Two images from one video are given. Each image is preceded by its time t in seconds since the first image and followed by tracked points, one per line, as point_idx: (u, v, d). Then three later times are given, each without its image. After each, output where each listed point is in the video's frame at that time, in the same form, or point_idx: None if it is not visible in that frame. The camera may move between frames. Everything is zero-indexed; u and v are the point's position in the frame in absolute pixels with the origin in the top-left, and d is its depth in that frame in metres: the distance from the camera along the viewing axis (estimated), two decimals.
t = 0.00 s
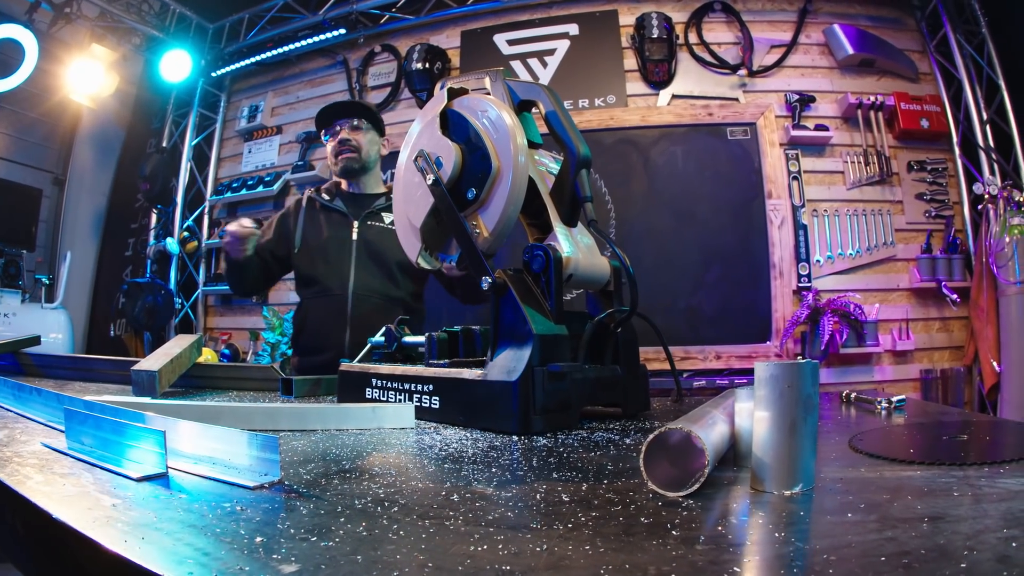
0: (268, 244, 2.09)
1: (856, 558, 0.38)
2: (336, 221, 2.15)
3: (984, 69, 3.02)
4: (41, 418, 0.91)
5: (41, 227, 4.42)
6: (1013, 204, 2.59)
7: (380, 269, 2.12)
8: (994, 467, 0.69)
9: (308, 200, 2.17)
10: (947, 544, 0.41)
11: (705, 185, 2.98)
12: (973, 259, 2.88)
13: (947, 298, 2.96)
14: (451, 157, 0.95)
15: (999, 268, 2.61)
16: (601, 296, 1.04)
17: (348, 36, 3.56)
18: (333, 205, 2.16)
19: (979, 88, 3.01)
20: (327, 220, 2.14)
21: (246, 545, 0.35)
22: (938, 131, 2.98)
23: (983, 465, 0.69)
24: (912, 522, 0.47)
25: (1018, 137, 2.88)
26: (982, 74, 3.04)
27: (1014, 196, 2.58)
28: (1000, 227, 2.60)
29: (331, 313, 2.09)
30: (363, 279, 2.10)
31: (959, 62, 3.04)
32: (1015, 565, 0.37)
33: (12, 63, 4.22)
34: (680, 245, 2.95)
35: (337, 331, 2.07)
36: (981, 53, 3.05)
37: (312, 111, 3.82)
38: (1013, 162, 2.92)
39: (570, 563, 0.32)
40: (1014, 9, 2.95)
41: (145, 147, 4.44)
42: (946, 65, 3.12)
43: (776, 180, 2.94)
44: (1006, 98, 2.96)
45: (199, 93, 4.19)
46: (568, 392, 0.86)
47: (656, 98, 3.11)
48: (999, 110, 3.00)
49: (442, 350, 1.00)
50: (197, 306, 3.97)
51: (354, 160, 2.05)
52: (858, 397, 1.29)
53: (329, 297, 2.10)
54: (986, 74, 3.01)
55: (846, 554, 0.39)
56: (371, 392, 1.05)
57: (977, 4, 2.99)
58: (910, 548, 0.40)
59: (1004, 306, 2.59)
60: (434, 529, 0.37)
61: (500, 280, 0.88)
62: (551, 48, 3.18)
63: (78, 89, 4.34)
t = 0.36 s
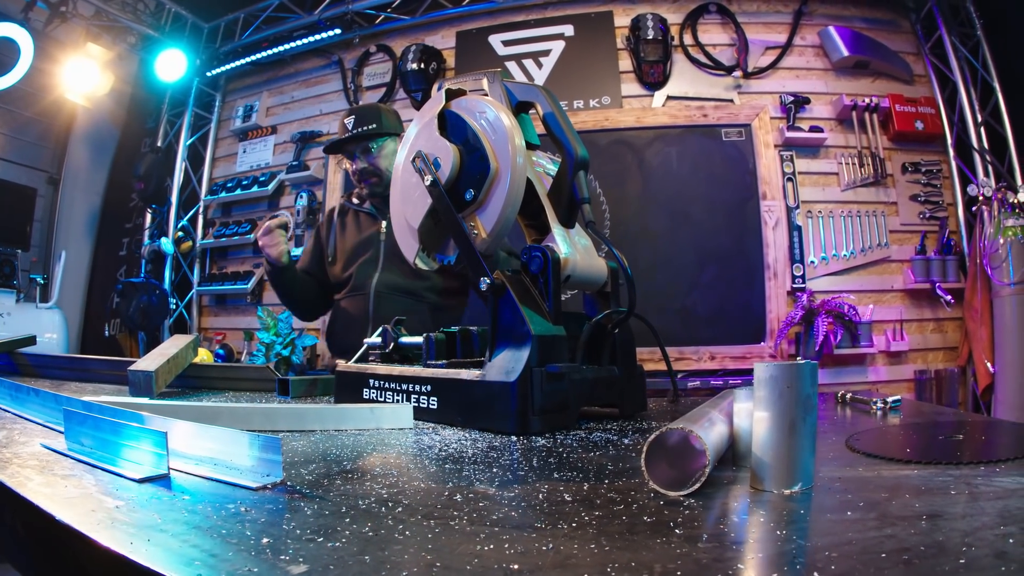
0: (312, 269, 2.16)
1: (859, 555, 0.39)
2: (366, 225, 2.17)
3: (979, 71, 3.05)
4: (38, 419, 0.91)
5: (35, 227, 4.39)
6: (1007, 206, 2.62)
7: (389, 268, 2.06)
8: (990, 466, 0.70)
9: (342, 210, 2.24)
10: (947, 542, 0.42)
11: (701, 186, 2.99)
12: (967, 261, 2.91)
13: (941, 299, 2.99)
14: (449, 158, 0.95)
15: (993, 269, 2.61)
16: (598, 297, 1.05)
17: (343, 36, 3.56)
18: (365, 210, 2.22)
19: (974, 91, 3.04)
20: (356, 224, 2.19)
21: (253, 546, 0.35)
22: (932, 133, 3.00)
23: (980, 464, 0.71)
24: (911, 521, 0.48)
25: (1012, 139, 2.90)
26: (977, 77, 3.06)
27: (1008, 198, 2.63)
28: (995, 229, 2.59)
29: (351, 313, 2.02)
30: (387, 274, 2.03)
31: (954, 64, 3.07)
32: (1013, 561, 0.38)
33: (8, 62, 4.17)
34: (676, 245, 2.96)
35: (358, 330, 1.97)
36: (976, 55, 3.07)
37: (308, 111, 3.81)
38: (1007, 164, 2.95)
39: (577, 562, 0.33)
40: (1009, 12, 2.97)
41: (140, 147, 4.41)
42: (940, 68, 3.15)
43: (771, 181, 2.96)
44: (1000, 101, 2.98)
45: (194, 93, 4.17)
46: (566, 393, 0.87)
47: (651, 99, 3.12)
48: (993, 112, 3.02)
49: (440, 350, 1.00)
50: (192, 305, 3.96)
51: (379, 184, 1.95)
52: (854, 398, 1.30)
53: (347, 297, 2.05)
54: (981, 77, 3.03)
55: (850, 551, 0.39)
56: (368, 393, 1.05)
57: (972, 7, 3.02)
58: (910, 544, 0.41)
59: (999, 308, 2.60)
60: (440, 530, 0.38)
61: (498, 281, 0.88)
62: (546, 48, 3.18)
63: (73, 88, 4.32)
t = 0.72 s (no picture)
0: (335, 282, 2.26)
1: (857, 552, 0.40)
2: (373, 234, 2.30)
3: (974, 73, 3.08)
4: (39, 420, 0.94)
5: (31, 227, 4.36)
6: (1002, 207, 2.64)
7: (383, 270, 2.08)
8: (985, 465, 0.71)
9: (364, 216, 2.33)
10: (944, 538, 0.43)
11: (696, 188, 3.01)
12: (961, 262, 2.93)
13: (935, 300, 3.02)
14: (448, 160, 0.96)
15: (988, 270, 2.64)
16: (596, 298, 1.06)
17: (339, 36, 3.55)
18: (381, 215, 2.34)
19: (970, 93, 3.06)
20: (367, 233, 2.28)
21: (262, 548, 0.36)
22: (927, 135, 3.02)
23: (974, 463, 0.72)
24: (910, 518, 0.49)
25: (1008, 141, 2.93)
26: (973, 79, 3.09)
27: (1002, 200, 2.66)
28: (989, 230, 2.64)
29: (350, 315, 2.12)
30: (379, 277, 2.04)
31: (949, 66, 3.09)
32: (1007, 556, 0.39)
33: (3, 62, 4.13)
34: (672, 247, 2.98)
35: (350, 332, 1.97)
36: (971, 58, 3.11)
37: (305, 111, 3.79)
38: (1002, 166, 2.97)
39: (582, 561, 0.34)
40: (1006, 13, 2.99)
41: (135, 146, 4.37)
42: (936, 70, 3.17)
43: (766, 183, 2.98)
44: (995, 102, 3.02)
45: (190, 93, 4.15)
46: (565, 394, 0.87)
47: (646, 100, 3.13)
48: (989, 114, 3.05)
49: (439, 351, 1.00)
50: (187, 306, 3.94)
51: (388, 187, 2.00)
52: (849, 398, 1.32)
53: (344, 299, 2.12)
54: (976, 79, 3.06)
55: (849, 547, 0.40)
56: (367, 393, 1.05)
57: (968, 10, 3.04)
58: (908, 541, 0.42)
59: (994, 309, 2.63)
60: (445, 530, 0.39)
61: (497, 282, 0.88)
62: (542, 49, 3.19)
63: (69, 88, 4.26)
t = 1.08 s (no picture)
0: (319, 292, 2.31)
1: (862, 546, 0.40)
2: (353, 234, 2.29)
3: (970, 75, 3.10)
4: (41, 421, 0.94)
5: (27, 226, 4.34)
6: (998, 209, 2.68)
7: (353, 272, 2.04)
8: (983, 463, 0.72)
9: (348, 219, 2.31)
10: (947, 533, 0.44)
11: (693, 189, 3.02)
12: (957, 263, 2.95)
13: (931, 301, 3.04)
14: (449, 161, 0.96)
15: (984, 272, 2.67)
16: (596, 299, 1.06)
17: (337, 37, 3.55)
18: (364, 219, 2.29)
19: (966, 95, 3.08)
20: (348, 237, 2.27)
21: (275, 547, 0.36)
22: (923, 137, 3.04)
23: (972, 461, 0.73)
24: (912, 514, 0.50)
25: (1003, 143, 2.95)
26: (968, 81, 3.11)
27: (999, 201, 2.68)
28: (985, 232, 2.68)
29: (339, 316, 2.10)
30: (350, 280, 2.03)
31: (946, 69, 3.12)
32: (1008, 549, 0.40)
33: None
34: (669, 248, 2.99)
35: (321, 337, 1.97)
36: (968, 60, 3.12)
37: (302, 111, 3.78)
38: (998, 167, 2.99)
39: (595, 557, 0.35)
40: (1001, 16, 3.01)
41: (132, 146, 4.35)
42: (932, 72, 3.19)
43: (762, 184, 3.00)
44: (991, 105, 3.01)
45: (187, 93, 4.14)
46: (566, 394, 0.88)
47: (643, 102, 3.15)
48: (985, 115, 3.06)
49: (440, 352, 1.01)
50: (184, 306, 3.92)
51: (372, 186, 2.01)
52: (847, 398, 1.33)
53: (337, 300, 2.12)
54: (972, 81, 3.08)
55: (855, 542, 0.41)
56: (367, 394, 1.05)
57: (965, 12, 3.06)
58: (911, 536, 0.43)
59: (990, 310, 2.66)
60: (457, 529, 0.40)
61: (499, 283, 0.88)
62: (540, 51, 3.20)
63: (67, 87, 4.26)
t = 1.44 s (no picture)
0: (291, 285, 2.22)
1: (871, 541, 0.42)
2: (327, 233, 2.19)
3: (967, 78, 3.12)
4: (46, 423, 0.95)
5: (25, 227, 4.33)
6: (994, 211, 2.70)
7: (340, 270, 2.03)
8: (981, 462, 0.74)
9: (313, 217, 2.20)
10: (952, 528, 0.46)
11: (691, 190, 3.04)
12: (954, 265, 2.98)
13: (928, 303, 3.07)
14: (455, 164, 0.97)
15: (981, 273, 2.70)
16: (601, 301, 1.07)
17: (336, 38, 3.55)
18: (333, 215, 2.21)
19: (963, 97, 3.11)
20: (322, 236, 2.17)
21: (300, 550, 0.37)
22: (920, 139, 3.07)
23: (970, 460, 0.74)
24: (916, 510, 0.51)
25: (1000, 145, 2.97)
26: (965, 83, 3.13)
27: (995, 203, 2.71)
28: (982, 233, 2.71)
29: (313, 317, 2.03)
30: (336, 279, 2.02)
31: (943, 71, 3.14)
32: (1011, 542, 0.41)
33: None
34: (667, 250, 3.01)
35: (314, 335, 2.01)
36: (965, 62, 3.14)
37: (302, 112, 3.78)
38: (994, 169, 3.02)
39: (615, 555, 0.37)
40: (997, 19, 3.05)
41: (130, 147, 4.33)
42: (929, 75, 3.22)
43: (760, 186, 3.02)
44: (988, 107, 3.04)
45: (185, 93, 4.13)
46: (573, 395, 0.89)
47: (642, 104, 3.16)
48: (981, 118, 3.09)
49: (446, 354, 1.02)
50: (182, 307, 3.91)
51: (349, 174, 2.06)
52: (847, 398, 1.34)
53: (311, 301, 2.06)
54: (969, 83, 3.10)
55: (865, 537, 0.43)
56: (372, 396, 1.05)
57: (962, 15, 3.09)
58: (917, 531, 0.45)
59: (986, 311, 2.68)
60: (478, 528, 0.41)
61: (506, 286, 0.89)
62: (538, 52, 3.21)
63: (66, 87, 4.25)
